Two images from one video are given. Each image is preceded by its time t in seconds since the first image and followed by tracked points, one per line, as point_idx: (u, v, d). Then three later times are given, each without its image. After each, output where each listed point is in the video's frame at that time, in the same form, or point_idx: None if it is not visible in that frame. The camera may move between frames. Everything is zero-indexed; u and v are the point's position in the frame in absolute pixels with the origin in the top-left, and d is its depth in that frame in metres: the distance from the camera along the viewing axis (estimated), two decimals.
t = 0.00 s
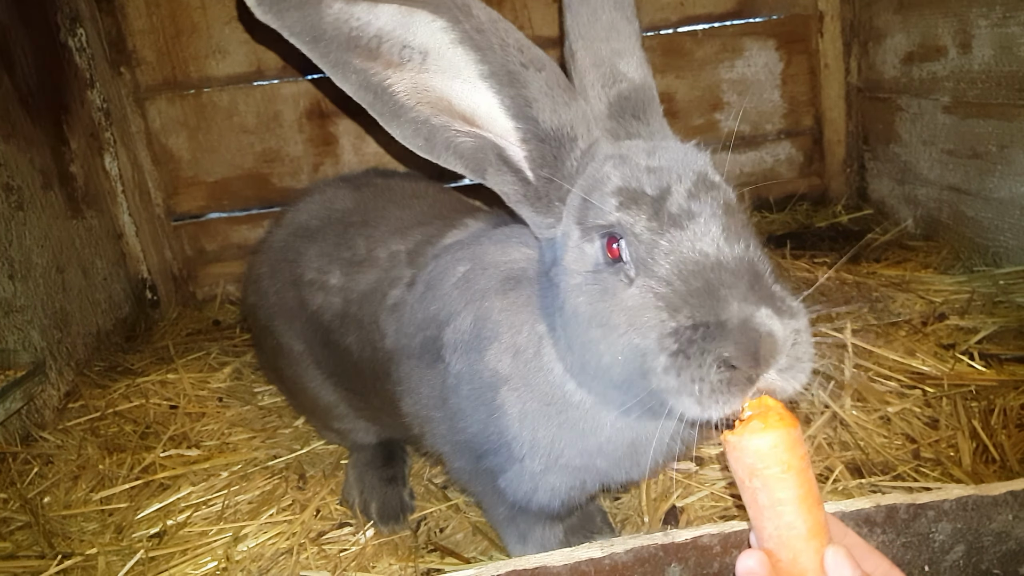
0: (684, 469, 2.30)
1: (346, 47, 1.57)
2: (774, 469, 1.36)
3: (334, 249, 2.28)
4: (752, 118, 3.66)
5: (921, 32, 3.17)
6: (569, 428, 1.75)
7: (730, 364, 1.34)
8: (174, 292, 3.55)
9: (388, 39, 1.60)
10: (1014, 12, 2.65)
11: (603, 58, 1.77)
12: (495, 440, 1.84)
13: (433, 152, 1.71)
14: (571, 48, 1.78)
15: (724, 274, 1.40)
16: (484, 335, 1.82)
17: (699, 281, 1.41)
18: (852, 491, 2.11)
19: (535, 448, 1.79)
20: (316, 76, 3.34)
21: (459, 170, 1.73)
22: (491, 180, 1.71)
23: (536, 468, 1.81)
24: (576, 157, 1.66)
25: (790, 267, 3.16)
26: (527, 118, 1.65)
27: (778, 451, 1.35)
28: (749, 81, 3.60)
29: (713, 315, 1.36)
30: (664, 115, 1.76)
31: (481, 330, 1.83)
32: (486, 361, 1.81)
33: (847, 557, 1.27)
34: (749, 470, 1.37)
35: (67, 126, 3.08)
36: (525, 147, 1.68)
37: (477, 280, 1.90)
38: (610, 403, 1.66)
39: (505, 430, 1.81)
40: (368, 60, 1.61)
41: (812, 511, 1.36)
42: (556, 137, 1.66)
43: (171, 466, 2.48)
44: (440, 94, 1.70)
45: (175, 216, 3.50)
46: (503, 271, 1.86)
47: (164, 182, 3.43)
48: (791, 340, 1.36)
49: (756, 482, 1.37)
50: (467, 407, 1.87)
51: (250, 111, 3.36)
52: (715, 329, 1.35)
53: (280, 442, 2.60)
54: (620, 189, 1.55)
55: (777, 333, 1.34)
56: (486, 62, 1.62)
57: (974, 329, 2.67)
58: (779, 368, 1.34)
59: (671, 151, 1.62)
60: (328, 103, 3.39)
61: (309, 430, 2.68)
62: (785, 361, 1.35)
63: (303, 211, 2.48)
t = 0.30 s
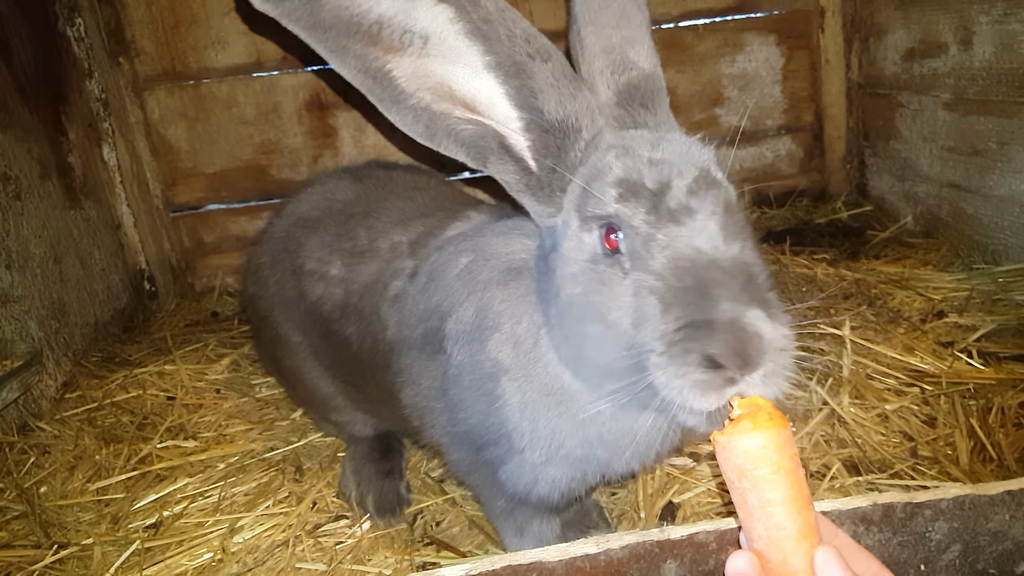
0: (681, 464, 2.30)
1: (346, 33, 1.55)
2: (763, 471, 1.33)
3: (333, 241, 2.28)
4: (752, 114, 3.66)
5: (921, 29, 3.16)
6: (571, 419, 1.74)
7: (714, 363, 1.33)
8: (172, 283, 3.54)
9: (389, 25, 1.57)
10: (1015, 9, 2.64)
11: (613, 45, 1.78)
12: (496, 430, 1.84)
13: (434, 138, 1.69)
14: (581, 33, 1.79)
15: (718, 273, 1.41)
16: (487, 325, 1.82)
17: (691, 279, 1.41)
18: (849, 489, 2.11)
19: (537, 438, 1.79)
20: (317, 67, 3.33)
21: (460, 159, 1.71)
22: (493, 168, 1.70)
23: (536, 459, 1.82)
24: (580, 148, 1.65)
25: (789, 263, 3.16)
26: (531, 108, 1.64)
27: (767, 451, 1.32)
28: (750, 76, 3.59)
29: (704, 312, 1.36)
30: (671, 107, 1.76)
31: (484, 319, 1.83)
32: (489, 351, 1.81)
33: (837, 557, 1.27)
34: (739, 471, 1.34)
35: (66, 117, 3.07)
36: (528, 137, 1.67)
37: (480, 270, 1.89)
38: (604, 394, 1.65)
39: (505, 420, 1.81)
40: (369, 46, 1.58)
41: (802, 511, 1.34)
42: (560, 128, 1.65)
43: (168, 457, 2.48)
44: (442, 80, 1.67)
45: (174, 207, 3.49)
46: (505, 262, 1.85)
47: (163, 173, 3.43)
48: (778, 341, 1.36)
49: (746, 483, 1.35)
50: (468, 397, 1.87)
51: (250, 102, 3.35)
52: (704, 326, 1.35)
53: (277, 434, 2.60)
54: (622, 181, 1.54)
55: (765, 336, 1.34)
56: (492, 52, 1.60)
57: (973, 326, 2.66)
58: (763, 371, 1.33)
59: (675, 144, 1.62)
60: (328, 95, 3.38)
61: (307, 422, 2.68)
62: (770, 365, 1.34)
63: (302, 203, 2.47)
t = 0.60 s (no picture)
0: (680, 467, 2.30)
1: (334, 41, 1.53)
2: (766, 471, 1.33)
3: (332, 244, 2.28)
4: (751, 118, 3.67)
5: (920, 35, 3.17)
6: (561, 426, 1.75)
7: (704, 373, 1.35)
8: (171, 285, 3.54)
9: (377, 33, 1.57)
10: (1013, 15, 2.65)
11: (602, 51, 1.78)
12: (487, 438, 1.84)
13: (421, 146, 1.68)
14: (569, 38, 1.79)
15: (705, 281, 1.42)
16: (478, 333, 1.82)
17: (679, 289, 1.42)
18: (847, 492, 2.11)
19: (528, 446, 1.79)
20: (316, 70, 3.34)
21: (448, 165, 1.71)
22: (481, 174, 1.70)
23: (527, 467, 1.82)
24: (568, 155, 1.66)
25: (788, 267, 3.16)
26: (519, 115, 1.65)
27: (769, 451, 1.32)
28: (749, 80, 3.60)
29: (693, 323, 1.38)
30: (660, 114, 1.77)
31: (475, 325, 1.83)
32: (480, 357, 1.81)
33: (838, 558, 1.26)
34: (741, 471, 1.34)
35: (68, 118, 3.07)
36: (516, 143, 1.68)
37: (472, 276, 1.89)
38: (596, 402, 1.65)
39: (496, 427, 1.81)
40: (356, 54, 1.57)
41: (803, 511, 1.34)
42: (546, 135, 1.66)
43: (166, 459, 2.48)
44: (429, 88, 1.67)
45: (173, 208, 3.49)
46: (497, 270, 1.85)
47: (163, 174, 3.43)
48: (765, 349, 1.38)
49: (748, 484, 1.35)
50: (459, 404, 1.88)
51: (250, 104, 3.35)
52: (695, 336, 1.37)
53: (276, 436, 2.60)
54: (609, 190, 1.55)
55: (754, 345, 1.36)
56: (479, 60, 1.60)
57: (970, 331, 2.67)
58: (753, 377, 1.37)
59: (662, 151, 1.62)
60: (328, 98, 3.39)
61: (305, 424, 2.68)
62: (759, 371, 1.37)
63: (302, 205, 2.48)
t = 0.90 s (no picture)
0: (679, 469, 2.30)
1: (346, 35, 1.55)
2: (767, 471, 1.32)
3: (332, 244, 2.28)
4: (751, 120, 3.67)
5: (920, 37, 3.17)
6: (563, 425, 1.74)
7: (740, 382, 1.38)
8: (171, 285, 3.54)
9: (390, 29, 1.58)
10: (1014, 18, 2.66)
11: (611, 51, 1.79)
12: (490, 438, 1.84)
13: (430, 147, 1.68)
14: (575, 37, 1.80)
15: (738, 292, 1.42)
16: (478, 335, 1.82)
17: (714, 299, 1.41)
18: (846, 495, 2.11)
19: (530, 446, 1.79)
20: (318, 71, 3.34)
21: (456, 167, 1.70)
22: (490, 177, 1.69)
23: (529, 466, 1.81)
24: (580, 157, 1.65)
25: (787, 269, 3.16)
26: (535, 116, 1.63)
27: (771, 450, 1.31)
28: (749, 82, 3.61)
29: (729, 334, 1.39)
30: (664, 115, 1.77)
31: (476, 326, 1.83)
32: (482, 359, 1.81)
33: (841, 558, 1.27)
34: (743, 471, 1.33)
35: (68, 118, 3.07)
36: (529, 145, 1.66)
37: (473, 276, 1.89)
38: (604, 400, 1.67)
39: (499, 427, 1.81)
40: (367, 50, 1.59)
41: (804, 510, 1.34)
42: (562, 137, 1.64)
43: (165, 459, 2.47)
44: (438, 86, 1.68)
45: (174, 209, 3.49)
46: (496, 270, 1.85)
47: (163, 174, 3.43)
48: (792, 358, 1.41)
49: (749, 482, 1.34)
50: (461, 405, 1.87)
51: (250, 105, 3.35)
52: (734, 349, 1.38)
53: (275, 437, 2.60)
54: (633, 199, 1.53)
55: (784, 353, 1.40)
56: (501, 61, 1.58)
57: (970, 334, 2.67)
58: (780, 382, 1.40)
59: (676, 157, 1.62)
60: (329, 98, 3.39)
61: (305, 425, 2.68)
62: (787, 376, 1.40)
63: (302, 205, 2.47)
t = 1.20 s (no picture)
0: (678, 471, 2.30)
1: (362, 25, 1.55)
2: (768, 470, 1.31)
3: (331, 247, 2.29)
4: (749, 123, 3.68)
5: (917, 40, 3.18)
6: (568, 421, 1.75)
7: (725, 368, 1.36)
8: (169, 288, 3.54)
9: (405, 22, 1.59)
10: (1010, 21, 2.67)
11: (619, 55, 1.78)
12: (495, 433, 1.84)
13: (439, 137, 1.70)
14: (585, 41, 1.79)
15: (722, 279, 1.42)
16: (485, 329, 1.83)
17: (699, 285, 1.42)
18: (846, 497, 2.12)
19: (535, 442, 1.79)
20: (316, 73, 3.34)
21: (463, 157, 1.73)
22: (496, 170, 1.71)
23: (534, 462, 1.81)
24: (581, 153, 1.67)
25: (785, 271, 3.17)
26: (537, 110, 1.65)
27: (771, 450, 1.30)
28: (747, 85, 3.61)
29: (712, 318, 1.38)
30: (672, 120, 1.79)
31: (483, 323, 1.83)
32: (489, 354, 1.81)
33: (841, 558, 1.27)
34: (743, 470, 1.32)
35: (66, 121, 3.07)
36: (533, 139, 1.68)
37: (480, 275, 1.89)
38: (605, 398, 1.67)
39: (504, 423, 1.81)
40: (382, 41, 1.59)
41: (804, 509, 1.34)
42: (564, 132, 1.66)
43: (165, 462, 2.47)
44: (450, 79, 1.69)
45: (172, 211, 3.49)
46: (504, 268, 1.86)
47: (162, 177, 3.43)
48: (784, 347, 1.37)
49: (749, 482, 1.33)
50: (467, 399, 1.88)
51: (249, 107, 3.35)
52: (715, 332, 1.37)
53: (275, 440, 2.60)
54: (625, 190, 1.55)
55: (771, 340, 1.36)
56: (500, 52, 1.60)
57: (968, 335, 2.68)
58: (770, 373, 1.35)
59: (675, 154, 1.62)
60: (328, 101, 3.39)
61: (304, 428, 2.68)
62: (776, 367, 1.36)
63: (301, 208, 2.48)
